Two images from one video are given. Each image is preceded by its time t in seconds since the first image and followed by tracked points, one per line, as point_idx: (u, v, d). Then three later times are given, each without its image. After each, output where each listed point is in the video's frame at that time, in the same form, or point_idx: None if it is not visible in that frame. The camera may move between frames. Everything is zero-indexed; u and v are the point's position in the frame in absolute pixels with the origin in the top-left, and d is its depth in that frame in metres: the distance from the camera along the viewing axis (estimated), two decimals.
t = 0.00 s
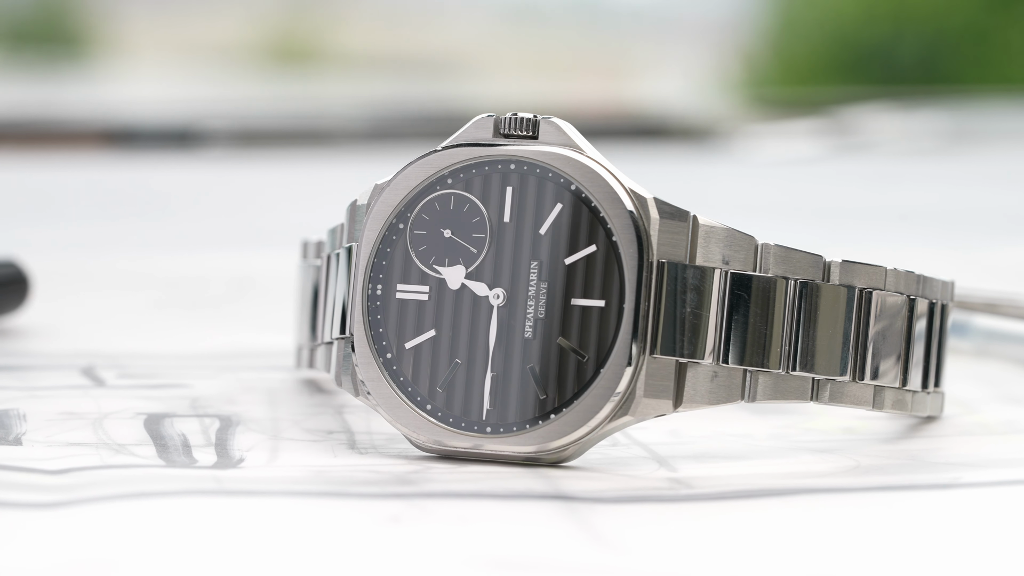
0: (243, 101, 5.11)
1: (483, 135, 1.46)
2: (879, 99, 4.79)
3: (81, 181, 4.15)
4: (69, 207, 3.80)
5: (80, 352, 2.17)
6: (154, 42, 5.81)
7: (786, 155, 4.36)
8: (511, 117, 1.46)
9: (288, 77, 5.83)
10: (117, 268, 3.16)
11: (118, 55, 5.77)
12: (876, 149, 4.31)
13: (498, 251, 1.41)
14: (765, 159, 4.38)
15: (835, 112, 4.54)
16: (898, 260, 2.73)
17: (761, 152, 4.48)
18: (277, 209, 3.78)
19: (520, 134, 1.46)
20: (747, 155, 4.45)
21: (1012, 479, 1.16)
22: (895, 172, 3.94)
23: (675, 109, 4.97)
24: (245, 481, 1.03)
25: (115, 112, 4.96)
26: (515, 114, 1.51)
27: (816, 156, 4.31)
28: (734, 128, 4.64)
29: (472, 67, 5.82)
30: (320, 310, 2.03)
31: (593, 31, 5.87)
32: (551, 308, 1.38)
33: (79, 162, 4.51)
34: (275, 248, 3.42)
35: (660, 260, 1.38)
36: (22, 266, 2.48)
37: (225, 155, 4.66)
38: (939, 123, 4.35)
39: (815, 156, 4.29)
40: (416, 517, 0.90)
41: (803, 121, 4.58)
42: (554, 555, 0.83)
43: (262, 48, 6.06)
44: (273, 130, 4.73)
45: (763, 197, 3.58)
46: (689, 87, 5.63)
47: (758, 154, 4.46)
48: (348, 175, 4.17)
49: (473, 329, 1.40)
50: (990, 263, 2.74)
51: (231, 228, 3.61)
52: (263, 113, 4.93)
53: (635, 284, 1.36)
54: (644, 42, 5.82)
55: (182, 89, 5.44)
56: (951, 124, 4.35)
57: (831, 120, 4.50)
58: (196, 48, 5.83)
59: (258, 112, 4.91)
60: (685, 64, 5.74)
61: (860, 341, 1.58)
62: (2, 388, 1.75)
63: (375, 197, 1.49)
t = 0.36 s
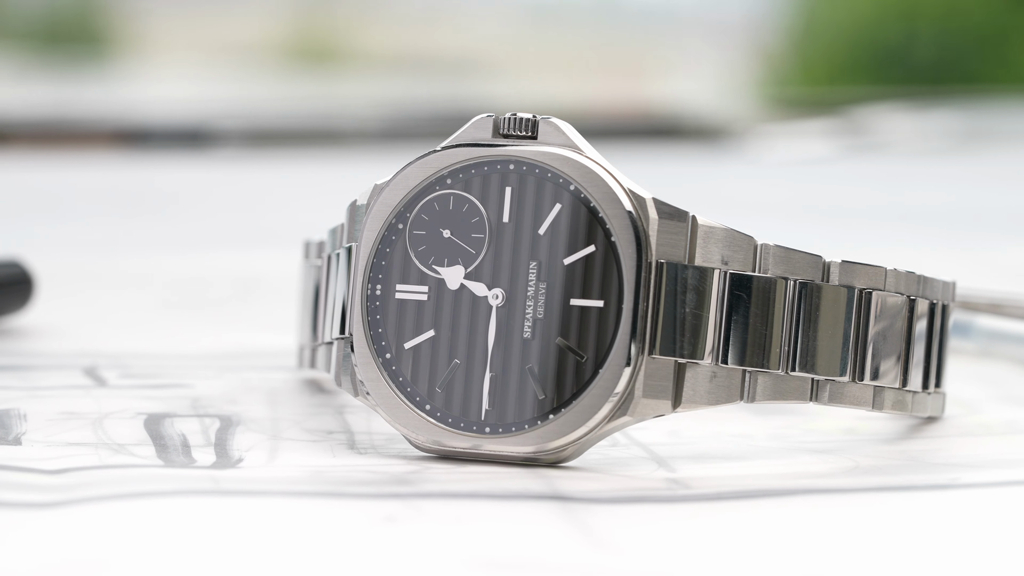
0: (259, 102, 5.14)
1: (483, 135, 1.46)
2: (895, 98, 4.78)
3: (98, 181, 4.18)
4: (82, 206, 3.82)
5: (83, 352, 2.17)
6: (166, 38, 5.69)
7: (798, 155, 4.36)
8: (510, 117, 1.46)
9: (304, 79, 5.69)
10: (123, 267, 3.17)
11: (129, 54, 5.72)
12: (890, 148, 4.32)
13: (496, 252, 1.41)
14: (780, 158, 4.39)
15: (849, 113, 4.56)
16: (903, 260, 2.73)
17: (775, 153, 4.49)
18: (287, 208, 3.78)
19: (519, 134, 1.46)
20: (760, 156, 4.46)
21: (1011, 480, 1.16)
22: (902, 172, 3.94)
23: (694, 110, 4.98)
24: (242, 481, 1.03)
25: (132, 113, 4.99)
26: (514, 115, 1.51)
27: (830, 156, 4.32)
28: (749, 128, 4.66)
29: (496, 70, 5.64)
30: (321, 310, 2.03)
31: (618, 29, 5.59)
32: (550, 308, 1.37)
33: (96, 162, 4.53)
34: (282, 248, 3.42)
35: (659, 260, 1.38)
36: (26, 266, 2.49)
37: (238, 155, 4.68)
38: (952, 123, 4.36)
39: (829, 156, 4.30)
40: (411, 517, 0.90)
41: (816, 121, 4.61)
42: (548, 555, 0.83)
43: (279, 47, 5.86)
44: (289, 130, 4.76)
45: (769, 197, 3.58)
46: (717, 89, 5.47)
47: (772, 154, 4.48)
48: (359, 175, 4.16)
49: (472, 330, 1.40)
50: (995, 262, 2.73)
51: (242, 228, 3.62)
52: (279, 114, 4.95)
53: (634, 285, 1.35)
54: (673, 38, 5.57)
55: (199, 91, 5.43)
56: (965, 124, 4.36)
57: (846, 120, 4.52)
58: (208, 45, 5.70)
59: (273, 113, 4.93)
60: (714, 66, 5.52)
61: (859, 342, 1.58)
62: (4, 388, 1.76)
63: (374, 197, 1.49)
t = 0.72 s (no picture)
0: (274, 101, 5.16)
1: (482, 135, 1.46)
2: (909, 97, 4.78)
3: (112, 180, 4.19)
4: (94, 204, 3.84)
5: (86, 352, 2.17)
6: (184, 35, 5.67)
7: (808, 156, 4.36)
8: (510, 117, 1.45)
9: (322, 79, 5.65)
10: (130, 267, 3.17)
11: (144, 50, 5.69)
12: (904, 148, 4.30)
13: (495, 252, 1.41)
14: (790, 158, 4.39)
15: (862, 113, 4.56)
16: (907, 261, 2.72)
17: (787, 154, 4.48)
18: (298, 207, 3.77)
19: (519, 134, 1.46)
20: (771, 156, 4.45)
21: (1010, 481, 1.15)
22: (909, 172, 3.93)
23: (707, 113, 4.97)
24: (240, 481, 1.03)
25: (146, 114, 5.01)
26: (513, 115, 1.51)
27: (841, 156, 4.31)
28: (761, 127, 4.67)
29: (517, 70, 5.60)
30: (322, 310, 2.03)
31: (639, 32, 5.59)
32: (548, 308, 1.37)
33: (110, 162, 4.54)
34: (290, 247, 3.42)
35: (657, 260, 1.38)
36: (31, 266, 2.49)
37: (252, 155, 4.71)
38: (966, 123, 4.32)
39: (840, 156, 4.30)
40: (406, 517, 0.90)
41: (828, 121, 4.61)
42: (542, 556, 0.83)
43: (299, 46, 5.84)
44: (303, 129, 4.77)
45: (776, 198, 3.58)
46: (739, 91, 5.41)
47: (782, 155, 4.48)
48: (371, 174, 4.15)
49: (470, 330, 1.40)
50: (1001, 262, 2.72)
51: (252, 228, 3.63)
52: (294, 113, 4.96)
53: (633, 285, 1.35)
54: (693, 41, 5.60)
55: (215, 91, 5.39)
56: (978, 124, 4.32)
57: (859, 120, 4.51)
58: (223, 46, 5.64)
59: (286, 112, 4.94)
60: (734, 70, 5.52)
61: (859, 342, 1.58)
62: (5, 388, 1.76)
63: (374, 197, 1.49)
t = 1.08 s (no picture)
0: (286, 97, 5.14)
1: (481, 136, 1.46)
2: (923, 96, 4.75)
3: (125, 180, 4.19)
4: (105, 205, 3.84)
5: (90, 352, 2.17)
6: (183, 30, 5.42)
7: (819, 157, 4.35)
8: (508, 118, 1.45)
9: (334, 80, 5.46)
10: (137, 267, 3.18)
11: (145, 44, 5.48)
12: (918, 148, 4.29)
13: (494, 253, 1.41)
14: (803, 159, 4.37)
15: (876, 113, 4.56)
16: (910, 261, 2.72)
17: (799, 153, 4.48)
18: (307, 205, 3.75)
19: (518, 134, 1.46)
20: (785, 156, 4.43)
21: (1009, 482, 1.15)
22: (915, 172, 3.92)
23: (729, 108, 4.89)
24: (237, 481, 1.03)
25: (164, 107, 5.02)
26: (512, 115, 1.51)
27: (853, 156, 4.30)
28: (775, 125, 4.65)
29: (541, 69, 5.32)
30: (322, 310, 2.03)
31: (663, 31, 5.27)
32: (547, 308, 1.37)
33: (123, 162, 4.53)
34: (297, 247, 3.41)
35: (656, 260, 1.38)
36: (35, 266, 2.50)
37: (264, 156, 4.70)
38: (978, 123, 4.34)
39: (851, 155, 4.29)
40: (401, 518, 0.90)
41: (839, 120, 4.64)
42: (535, 556, 0.82)
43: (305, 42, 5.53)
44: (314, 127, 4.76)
45: (783, 198, 3.57)
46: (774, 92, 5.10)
47: (795, 155, 4.45)
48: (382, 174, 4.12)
49: (469, 330, 1.40)
50: (1006, 262, 2.72)
51: (260, 228, 3.62)
52: (309, 111, 4.93)
53: (632, 285, 1.35)
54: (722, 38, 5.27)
55: (224, 89, 5.24)
56: (990, 125, 4.34)
57: (871, 119, 4.52)
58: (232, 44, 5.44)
59: (300, 109, 4.92)
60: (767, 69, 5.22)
61: (858, 343, 1.58)
62: (7, 388, 1.76)
63: (373, 198, 1.49)
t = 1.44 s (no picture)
0: (295, 96, 5.07)
1: (479, 136, 1.46)
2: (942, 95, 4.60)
3: (137, 180, 4.19)
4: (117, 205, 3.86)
5: (93, 352, 2.17)
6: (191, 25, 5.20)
7: (830, 157, 4.32)
8: (507, 118, 1.45)
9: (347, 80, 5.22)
10: (144, 267, 3.19)
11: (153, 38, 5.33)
12: (931, 148, 4.25)
13: (492, 253, 1.41)
14: (815, 159, 4.34)
15: (890, 112, 4.49)
16: (913, 262, 2.72)
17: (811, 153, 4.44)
18: (316, 204, 3.74)
19: (516, 135, 1.45)
20: (796, 156, 4.42)
21: (1007, 483, 1.14)
22: (920, 172, 3.91)
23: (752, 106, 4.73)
24: (235, 481, 1.03)
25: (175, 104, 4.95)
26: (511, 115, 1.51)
27: (865, 156, 4.27)
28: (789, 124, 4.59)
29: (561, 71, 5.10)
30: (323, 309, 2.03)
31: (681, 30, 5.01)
32: (545, 309, 1.37)
33: (135, 163, 4.53)
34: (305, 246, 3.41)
35: (655, 261, 1.38)
36: (38, 265, 2.50)
37: (275, 155, 4.72)
38: (994, 123, 4.27)
39: (863, 155, 4.25)
40: (396, 517, 0.90)
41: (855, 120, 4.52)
42: (528, 556, 0.82)
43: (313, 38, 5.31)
44: (325, 126, 4.73)
45: (790, 198, 3.56)
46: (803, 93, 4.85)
47: (809, 155, 4.43)
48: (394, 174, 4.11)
49: (467, 330, 1.40)
50: (1010, 262, 2.71)
51: (265, 228, 3.61)
52: (320, 109, 4.89)
53: (630, 286, 1.35)
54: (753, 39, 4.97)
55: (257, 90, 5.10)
56: (1007, 124, 4.27)
57: (885, 119, 4.45)
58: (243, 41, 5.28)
59: (312, 107, 4.88)
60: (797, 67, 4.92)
61: (857, 344, 1.58)
62: (9, 388, 1.76)
63: (371, 198, 1.49)
